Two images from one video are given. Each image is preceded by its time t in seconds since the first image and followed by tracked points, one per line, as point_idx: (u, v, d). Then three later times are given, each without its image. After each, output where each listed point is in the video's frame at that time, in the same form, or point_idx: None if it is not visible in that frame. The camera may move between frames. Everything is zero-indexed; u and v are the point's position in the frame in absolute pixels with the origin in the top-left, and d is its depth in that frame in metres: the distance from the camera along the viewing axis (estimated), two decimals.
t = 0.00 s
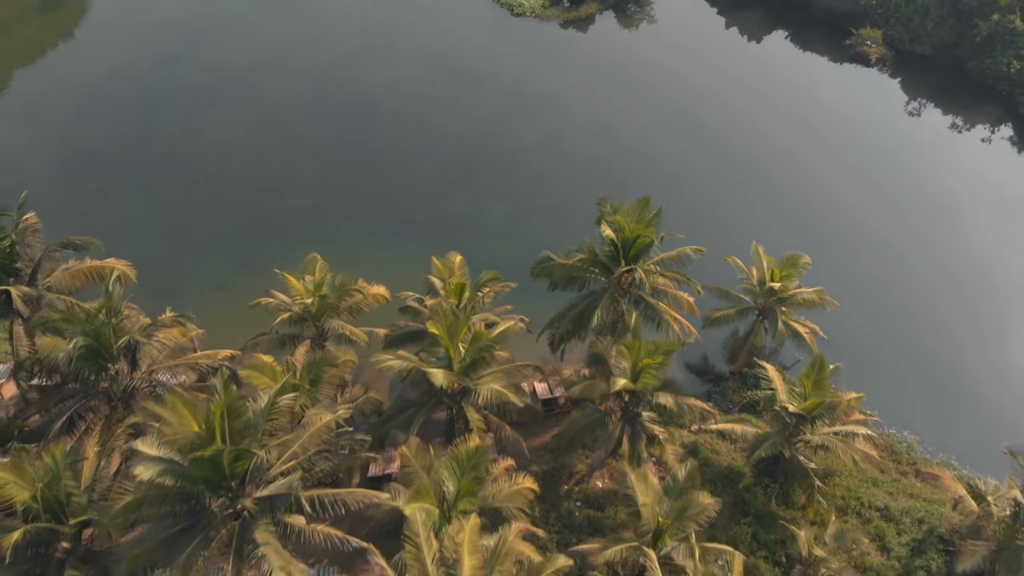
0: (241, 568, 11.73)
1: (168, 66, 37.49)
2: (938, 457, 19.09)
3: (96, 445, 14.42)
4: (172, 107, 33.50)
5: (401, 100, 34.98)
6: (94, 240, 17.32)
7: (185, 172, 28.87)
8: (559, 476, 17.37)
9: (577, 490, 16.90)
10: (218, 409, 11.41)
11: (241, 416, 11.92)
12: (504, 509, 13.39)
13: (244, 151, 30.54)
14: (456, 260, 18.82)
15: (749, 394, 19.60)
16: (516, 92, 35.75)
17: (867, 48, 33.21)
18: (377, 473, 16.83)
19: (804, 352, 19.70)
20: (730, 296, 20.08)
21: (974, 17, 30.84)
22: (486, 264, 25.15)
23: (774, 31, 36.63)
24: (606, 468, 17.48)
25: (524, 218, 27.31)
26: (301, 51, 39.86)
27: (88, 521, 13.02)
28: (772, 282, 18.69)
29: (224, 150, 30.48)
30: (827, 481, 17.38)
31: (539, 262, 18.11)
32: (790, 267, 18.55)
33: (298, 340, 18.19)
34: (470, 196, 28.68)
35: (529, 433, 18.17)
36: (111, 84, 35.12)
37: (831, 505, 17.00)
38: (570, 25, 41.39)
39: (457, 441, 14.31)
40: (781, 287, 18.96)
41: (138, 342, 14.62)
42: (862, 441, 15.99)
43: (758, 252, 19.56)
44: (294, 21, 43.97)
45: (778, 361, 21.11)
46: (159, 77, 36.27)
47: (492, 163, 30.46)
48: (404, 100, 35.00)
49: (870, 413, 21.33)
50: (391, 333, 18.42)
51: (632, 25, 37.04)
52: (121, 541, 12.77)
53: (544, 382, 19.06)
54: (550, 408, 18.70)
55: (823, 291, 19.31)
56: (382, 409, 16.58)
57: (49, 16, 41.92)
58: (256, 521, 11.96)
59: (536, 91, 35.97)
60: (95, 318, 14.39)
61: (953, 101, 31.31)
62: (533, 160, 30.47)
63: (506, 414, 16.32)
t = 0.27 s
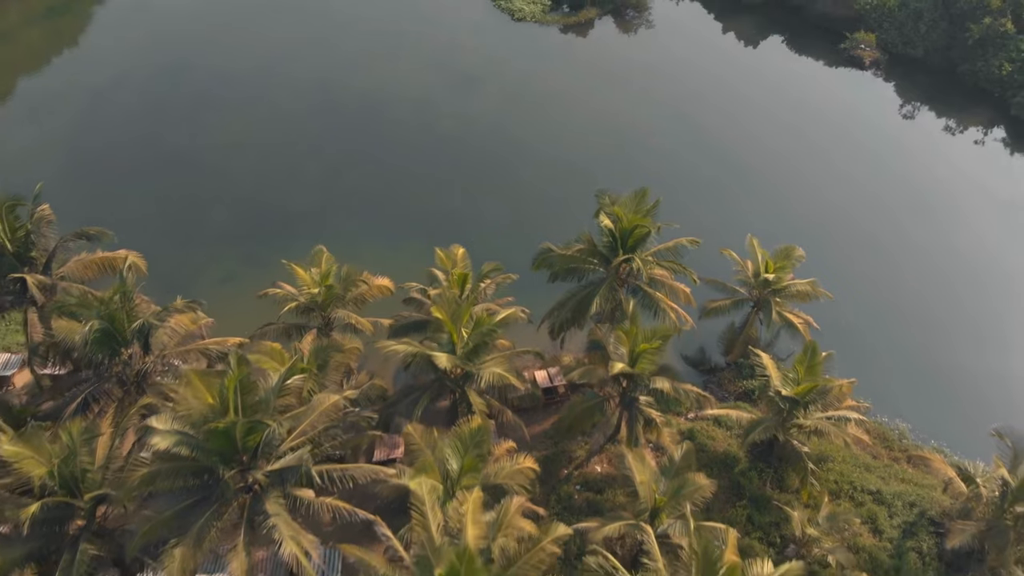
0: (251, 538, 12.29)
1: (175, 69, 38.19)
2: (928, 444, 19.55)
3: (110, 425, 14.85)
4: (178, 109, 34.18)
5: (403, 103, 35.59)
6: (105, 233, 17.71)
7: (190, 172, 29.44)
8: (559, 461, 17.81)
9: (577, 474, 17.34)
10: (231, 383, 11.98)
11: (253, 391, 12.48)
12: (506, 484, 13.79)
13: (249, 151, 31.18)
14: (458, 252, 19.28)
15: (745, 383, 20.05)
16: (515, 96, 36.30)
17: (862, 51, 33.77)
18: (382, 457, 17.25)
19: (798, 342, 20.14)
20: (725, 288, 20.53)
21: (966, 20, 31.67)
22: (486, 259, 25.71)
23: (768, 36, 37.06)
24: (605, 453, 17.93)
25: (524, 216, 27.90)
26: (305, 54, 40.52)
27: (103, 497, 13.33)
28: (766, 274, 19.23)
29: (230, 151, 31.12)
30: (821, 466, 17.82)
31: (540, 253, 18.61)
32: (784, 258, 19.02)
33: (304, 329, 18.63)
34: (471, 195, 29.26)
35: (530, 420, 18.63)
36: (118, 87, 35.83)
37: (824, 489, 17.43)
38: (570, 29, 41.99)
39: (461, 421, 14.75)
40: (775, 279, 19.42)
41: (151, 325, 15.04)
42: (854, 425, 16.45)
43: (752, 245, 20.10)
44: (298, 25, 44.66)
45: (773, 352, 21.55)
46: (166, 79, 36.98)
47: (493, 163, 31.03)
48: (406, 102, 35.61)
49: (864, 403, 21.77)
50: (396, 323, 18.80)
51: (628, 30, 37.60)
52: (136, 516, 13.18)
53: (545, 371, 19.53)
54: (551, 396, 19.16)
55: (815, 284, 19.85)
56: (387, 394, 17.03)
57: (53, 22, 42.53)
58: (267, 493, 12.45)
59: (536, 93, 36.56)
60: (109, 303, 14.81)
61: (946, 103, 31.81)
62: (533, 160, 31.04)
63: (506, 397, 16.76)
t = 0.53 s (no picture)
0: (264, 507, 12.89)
1: (183, 73, 39.11)
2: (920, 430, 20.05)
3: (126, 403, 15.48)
4: (187, 112, 35.07)
5: (406, 105, 36.35)
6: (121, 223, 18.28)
7: (199, 175, 30.23)
8: (559, 444, 18.34)
9: (576, 456, 17.86)
10: (249, 355, 12.55)
11: (268, 364, 13.04)
12: (508, 458, 14.24)
13: (256, 152, 32.02)
14: (461, 243, 19.84)
15: (740, 371, 20.59)
16: (515, 99, 36.95)
17: (855, 55, 34.41)
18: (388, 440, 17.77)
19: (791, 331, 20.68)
20: (720, 279, 21.09)
21: (957, 25, 32.20)
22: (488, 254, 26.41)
23: (764, 42, 37.65)
24: (603, 436, 18.45)
25: (524, 214, 28.59)
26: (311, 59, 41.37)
27: (119, 469, 13.85)
28: (760, 264, 19.83)
29: (237, 152, 31.97)
30: (813, 449, 18.35)
31: (540, 244, 19.18)
32: (777, 249, 19.58)
33: (312, 318, 19.19)
34: (472, 194, 29.96)
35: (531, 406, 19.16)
36: (129, 91, 36.78)
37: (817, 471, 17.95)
38: (570, 33, 42.74)
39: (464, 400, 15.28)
40: (769, 269, 19.98)
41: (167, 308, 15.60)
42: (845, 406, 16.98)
43: (746, 238, 20.69)
44: (304, 30, 45.54)
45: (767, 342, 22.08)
46: (175, 83, 37.89)
47: (494, 163, 31.71)
48: (409, 105, 36.36)
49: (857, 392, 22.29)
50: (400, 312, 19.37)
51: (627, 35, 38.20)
52: (152, 487, 13.72)
53: (546, 359, 20.08)
54: (551, 382, 19.71)
55: (808, 274, 20.49)
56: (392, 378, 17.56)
57: (62, 28, 43.36)
58: (278, 463, 12.95)
59: (537, 95, 37.27)
60: (126, 286, 15.30)
61: (939, 105, 32.42)
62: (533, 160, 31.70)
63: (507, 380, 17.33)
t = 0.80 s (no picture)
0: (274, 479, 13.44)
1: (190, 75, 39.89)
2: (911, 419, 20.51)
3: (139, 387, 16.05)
4: (194, 113, 35.83)
5: (408, 108, 37.03)
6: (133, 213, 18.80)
7: (206, 177, 30.82)
8: (559, 430, 18.81)
9: (576, 442, 18.33)
10: (261, 332, 13.04)
11: (279, 343, 13.53)
12: (510, 437, 14.64)
13: (261, 153, 32.76)
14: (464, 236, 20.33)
15: (735, 361, 21.08)
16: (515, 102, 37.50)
17: (849, 59, 34.96)
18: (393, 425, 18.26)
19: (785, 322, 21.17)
20: (716, 272, 21.58)
21: (950, 28, 32.91)
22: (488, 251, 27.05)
23: (760, 47, 38.17)
24: (603, 423, 18.93)
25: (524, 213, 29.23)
26: (315, 62, 42.13)
27: (134, 447, 14.29)
28: (755, 256, 20.35)
29: (243, 153, 32.71)
30: (806, 435, 18.83)
31: (540, 235, 19.67)
32: (771, 242, 20.08)
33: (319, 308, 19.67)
34: (473, 194, 30.62)
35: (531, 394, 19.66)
36: (137, 93, 37.58)
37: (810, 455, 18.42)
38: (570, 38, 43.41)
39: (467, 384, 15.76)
40: (763, 262, 20.48)
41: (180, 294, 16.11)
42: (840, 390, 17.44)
43: (741, 231, 21.20)
44: (309, 35, 46.33)
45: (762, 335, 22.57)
46: (182, 86, 38.67)
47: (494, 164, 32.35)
48: (411, 108, 37.04)
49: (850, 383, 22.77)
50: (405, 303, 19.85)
51: (625, 40, 38.73)
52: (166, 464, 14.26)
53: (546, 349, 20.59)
54: (551, 371, 20.21)
55: (800, 266, 21.02)
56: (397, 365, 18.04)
57: (69, 33, 43.98)
58: (289, 438, 13.43)
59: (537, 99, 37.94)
60: (140, 272, 15.75)
61: (932, 107, 32.95)
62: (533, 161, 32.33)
63: (507, 366, 17.83)
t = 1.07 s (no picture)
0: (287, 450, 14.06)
1: (197, 79, 40.76)
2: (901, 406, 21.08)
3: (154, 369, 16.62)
4: (201, 116, 36.69)
5: (411, 111, 37.84)
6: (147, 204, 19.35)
7: (214, 177, 31.68)
8: (559, 414, 19.43)
9: (575, 426, 18.93)
10: (276, 309, 13.73)
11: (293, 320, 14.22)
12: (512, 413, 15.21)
13: (267, 155, 33.60)
14: (467, 229, 20.94)
15: (730, 350, 21.69)
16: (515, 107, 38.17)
17: (842, 63, 35.60)
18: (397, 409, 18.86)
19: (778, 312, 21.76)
20: (711, 264, 22.17)
21: (941, 33, 33.84)
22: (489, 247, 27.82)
23: (755, 53, 38.83)
24: (601, 408, 19.54)
25: (524, 212, 30.01)
26: (319, 67, 43.01)
27: (151, 422, 14.92)
28: (748, 247, 20.96)
29: (249, 154, 33.55)
30: (799, 419, 19.43)
31: (540, 227, 20.24)
32: (764, 234, 20.70)
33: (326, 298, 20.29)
34: (474, 194, 31.39)
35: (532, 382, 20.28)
36: (145, 96, 38.45)
37: (802, 438, 19.02)
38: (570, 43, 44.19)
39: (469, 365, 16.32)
40: (756, 254, 21.08)
41: (195, 278, 16.88)
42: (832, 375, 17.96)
43: (735, 224, 21.79)
44: (313, 39, 47.24)
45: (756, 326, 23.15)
46: (189, 89, 39.55)
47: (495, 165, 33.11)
48: (414, 111, 37.85)
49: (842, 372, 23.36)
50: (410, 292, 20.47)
51: (623, 45, 39.36)
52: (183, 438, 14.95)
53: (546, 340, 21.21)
54: (551, 360, 20.85)
55: (792, 258, 21.64)
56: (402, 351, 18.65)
57: (74, 40, 44.34)
58: (301, 412, 14.06)
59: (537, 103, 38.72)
60: (156, 257, 16.34)
61: (925, 110, 33.58)
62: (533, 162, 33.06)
63: (508, 352, 18.44)
